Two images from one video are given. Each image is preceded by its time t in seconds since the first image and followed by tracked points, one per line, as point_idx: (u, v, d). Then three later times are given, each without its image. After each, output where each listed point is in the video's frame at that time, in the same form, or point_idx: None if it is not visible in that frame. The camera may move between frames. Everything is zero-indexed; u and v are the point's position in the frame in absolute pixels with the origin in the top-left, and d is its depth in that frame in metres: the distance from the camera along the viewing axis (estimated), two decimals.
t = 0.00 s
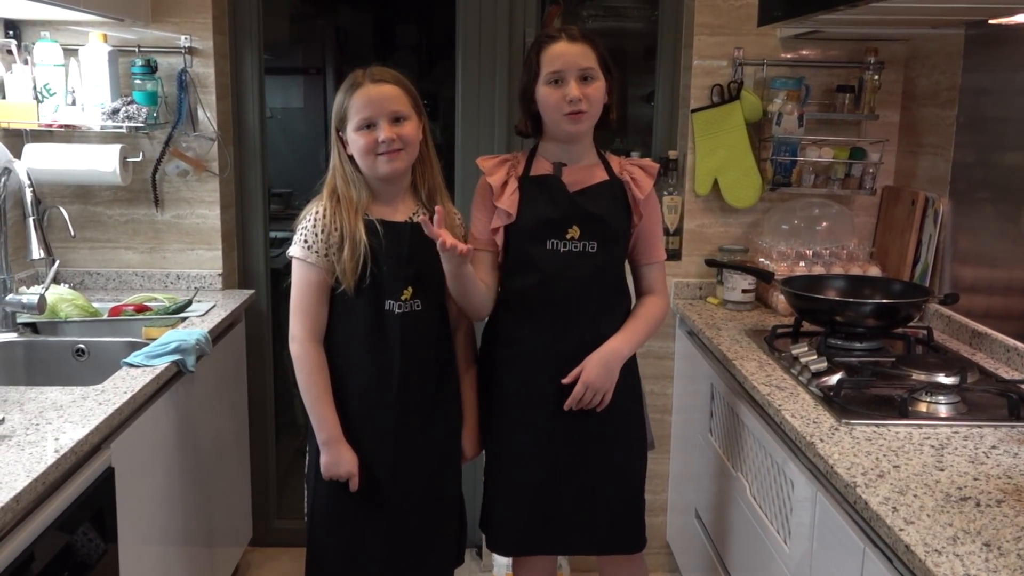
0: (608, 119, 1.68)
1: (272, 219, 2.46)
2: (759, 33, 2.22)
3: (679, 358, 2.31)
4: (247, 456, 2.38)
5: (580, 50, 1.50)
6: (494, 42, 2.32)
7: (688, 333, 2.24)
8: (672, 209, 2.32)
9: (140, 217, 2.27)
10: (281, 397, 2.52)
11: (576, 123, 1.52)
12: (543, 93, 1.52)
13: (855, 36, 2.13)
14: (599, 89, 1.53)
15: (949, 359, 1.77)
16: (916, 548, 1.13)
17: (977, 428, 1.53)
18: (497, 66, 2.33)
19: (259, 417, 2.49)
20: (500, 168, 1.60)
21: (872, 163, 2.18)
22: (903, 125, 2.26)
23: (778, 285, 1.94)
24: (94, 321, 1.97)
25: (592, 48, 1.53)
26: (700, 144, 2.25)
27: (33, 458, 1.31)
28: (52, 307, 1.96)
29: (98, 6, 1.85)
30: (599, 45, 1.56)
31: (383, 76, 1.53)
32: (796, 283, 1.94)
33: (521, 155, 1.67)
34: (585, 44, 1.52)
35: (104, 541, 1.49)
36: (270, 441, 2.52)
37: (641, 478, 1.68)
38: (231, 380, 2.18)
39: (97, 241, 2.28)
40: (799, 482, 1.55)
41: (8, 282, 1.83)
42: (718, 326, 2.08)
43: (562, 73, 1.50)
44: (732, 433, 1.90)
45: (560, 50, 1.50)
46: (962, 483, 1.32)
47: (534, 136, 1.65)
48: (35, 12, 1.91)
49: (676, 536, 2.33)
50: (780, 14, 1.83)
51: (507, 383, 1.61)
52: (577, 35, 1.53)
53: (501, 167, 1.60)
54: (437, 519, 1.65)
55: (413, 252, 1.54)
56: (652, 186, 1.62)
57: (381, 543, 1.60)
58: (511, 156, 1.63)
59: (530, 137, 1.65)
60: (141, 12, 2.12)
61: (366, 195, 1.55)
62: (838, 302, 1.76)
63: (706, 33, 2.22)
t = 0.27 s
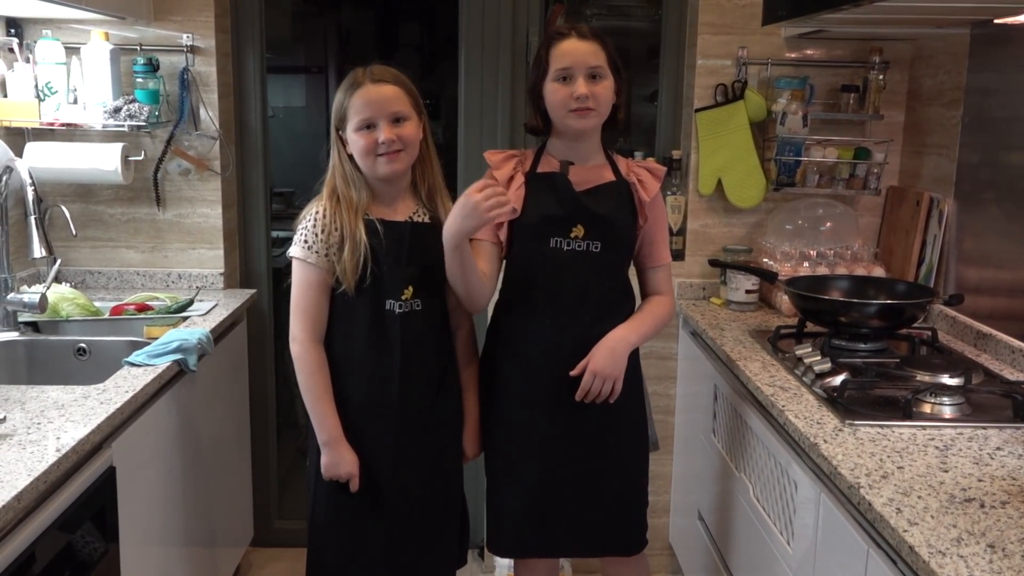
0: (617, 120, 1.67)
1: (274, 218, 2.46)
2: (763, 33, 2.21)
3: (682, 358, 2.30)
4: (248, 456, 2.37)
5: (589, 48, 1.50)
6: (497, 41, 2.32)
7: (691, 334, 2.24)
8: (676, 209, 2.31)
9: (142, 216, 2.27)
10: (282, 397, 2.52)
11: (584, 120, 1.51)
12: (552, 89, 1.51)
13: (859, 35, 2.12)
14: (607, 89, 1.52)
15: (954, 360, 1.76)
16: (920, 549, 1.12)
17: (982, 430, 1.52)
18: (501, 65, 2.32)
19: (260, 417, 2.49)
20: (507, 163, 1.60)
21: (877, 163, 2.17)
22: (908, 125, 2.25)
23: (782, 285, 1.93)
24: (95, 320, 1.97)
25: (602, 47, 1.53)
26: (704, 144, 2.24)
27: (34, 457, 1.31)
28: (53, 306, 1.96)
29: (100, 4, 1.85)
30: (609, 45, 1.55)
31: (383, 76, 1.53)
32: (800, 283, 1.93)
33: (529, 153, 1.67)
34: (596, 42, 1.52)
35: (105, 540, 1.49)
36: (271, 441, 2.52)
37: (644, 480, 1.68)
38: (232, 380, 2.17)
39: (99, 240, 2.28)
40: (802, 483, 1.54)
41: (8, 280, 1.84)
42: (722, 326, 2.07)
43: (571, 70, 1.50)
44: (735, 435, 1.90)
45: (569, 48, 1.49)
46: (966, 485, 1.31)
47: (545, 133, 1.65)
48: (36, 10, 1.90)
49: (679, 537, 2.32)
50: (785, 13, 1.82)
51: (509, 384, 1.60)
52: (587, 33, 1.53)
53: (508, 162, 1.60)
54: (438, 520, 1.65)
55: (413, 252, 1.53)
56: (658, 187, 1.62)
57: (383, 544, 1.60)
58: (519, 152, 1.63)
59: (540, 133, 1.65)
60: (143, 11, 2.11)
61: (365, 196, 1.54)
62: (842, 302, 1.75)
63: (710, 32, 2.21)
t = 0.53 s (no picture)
0: (618, 120, 1.66)
1: (275, 219, 2.45)
2: (768, 32, 2.20)
3: (686, 360, 2.29)
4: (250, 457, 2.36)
5: (591, 47, 1.49)
6: (500, 41, 2.31)
7: (695, 335, 2.23)
8: (679, 210, 2.29)
9: (143, 216, 2.26)
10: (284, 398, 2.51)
11: (584, 121, 1.50)
12: (552, 88, 1.51)
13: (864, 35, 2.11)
14: (607, 87, 1.51)
15: (959, 362, 1.75)
16: (924, 552, 1.12)
17: (987, 432, 1.51)
18: (503, 65, 2.32)
19: (262, 418, 2.48)
20: (507, 167, 1.60)
21: (881, 164, 2.16)
22: (913, 125, 2.23)
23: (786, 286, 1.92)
24: (97, 320, 1.96)
25: (603, 47, 1.52)
26: (708, 145, 2.23)
27: (35, 458, 1.30)
28: (55, 306, 1.95)
29: (101, 3, 1.84)
30: (611, 46, 1.55)
31: (383, 75, 1.52)
32: (804, 285, 1.92)
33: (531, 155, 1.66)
34: (597, 41, 1.51)
35: (106, 542, 1.48)
36: (273, 442, 2.51)
37: (647, 482, 1.67)
38: (234, 380, 2.17)
39: (100, 241, 2.27)
40: (806, 485, 1.53)
41: (10, 280, 1.85)
42: (725, 327, 2.06)
43: (572, 68, 1.49)
44: (739, 436, 1.88)
45: (571, 46, 1.49)
46: (971, 487, 1.31)
47: (546, 134, 1.64)
48: (38, 9, 1.89)
49: (682, 540, 2.31)
50: (789, 13, 1.81)
51: (512, 385, 1.60)
52: (589, 34, 1.52)
53: (509, 166, 1.60)
54: (440, 522, 1.64)
55: (414, 252, 1.52)
56: (661, 190, 1.61)
57: (384, 546, 1.59)
58: (521, 155, 1.63)
59: (540, 135, 1.64)
60: (145, 10, 2.10)
61: (366, 196, 1.53)
62: (846, 303, 1.74)
63: (713, 32, 2.20)
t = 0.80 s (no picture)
0: (621, 126, 1.65)
1: (275, 220, 2.44)
2: (769, 32, 2.20)
3: (688, 361, 2.28)
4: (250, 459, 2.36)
5: (601, 46, 1.49)
6: (501, 41, 2.30)
7: (697, 336, 2.22)
8: (680, 210, 2.29)
9: (143, 217, 2.26)
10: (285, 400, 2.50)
11: (584, 117, 1.49)
12: (558, 81, 1.50)
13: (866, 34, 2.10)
14: (614, 90, 1.50)
15: (962, 362, 1.74)
16: (927, 553, 1.11)
17: (990, 433, 1.51)
18: (504, 65, 2.31)
19: (262, 420, 2.47)
20: (506, 168, 1.59)
21: (884, 164, 2.15)
22: (916, 124, 2.23)
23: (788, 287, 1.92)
24: (96, 323, 1.95)
25: (614, 46, 1.51)
26: (709, 145, 2.23)
27: (35, 461, 1.30)
28: (54, 308, 1.95)
29: (100, 4, 1.84)
30: (621, 47, 1.54)
31: (382, 76, 1.51)
32: (806, 285, 1.91)
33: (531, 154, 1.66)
34: (608, 41, 1.51)
35: (106, 545, 1.47)
36: (273, 444, 2.50)
37: (650, 485, 1.66)
38: (234, 382, 2.16)
39: (99, 242, 2.27)
40: (809, 487, 1.52)
41: (9, 282, 1.83)
42: (727, 329, 2.05)
43: (581, 65, 1.48)
44: (741, 438, 1.88)
45: (583, 42, 1.48)
46: (974, 488, 1.30)
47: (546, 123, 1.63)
48: (37, 10, 1.89)
49: (684, 542, 2.30)
50: (791, 12, 1.80)
51: (513, 387, 1.59)
52: (602, 33, 1.52)
53: (507, 167, 1.60)
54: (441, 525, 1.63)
55: (414, 254, 1.52)
56: (661, 189, 1.60)
57: (385, 549, 1.58)
58: (520, 156, 1.63)
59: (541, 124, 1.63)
60: (144, 11, 2.10)
61: (365, 196, 1.52)
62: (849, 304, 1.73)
63: (715, 31, 2.20)
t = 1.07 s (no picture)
0: (622, 130, 1.65)
1: (275, 220, 2.43)
2: (772, 32, 2.19)
3: (689, 362, 2.28)
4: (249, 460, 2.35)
5: (596, 55, 1.47)
6: (502, 40, 2.29)
7: (698, 337, 2.21)
8: (681, 211, 2.28)
9: (142, 217, 2.25)
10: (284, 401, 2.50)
11: (582, 128, 1.48)
12: (555, 93, 1.49)
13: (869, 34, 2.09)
14: (610, 98, 1.49)
15: (965, 364, 1.73)
16: (929, 556, 1.10)
17: (993, 435, 1.50)
18: (505, 65, 2.30)
19: (262, 421, 2.47)
20: (506, 173, 1.58)
21: (886, 165, 2.14)
22: (918, 125, 2.22)
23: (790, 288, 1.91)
24: (95, 323, 1.94)
25: (610, 54, 1.50)
26: (711, 146, 2.21)
27: (33, 461, 1.29)
28: (52, 308, 1.94)
29: (99, 3, 1.83)
30: (618, 53, 1.52)
31: (382, 75, 1.50)
32: (808, 286, 1.90)
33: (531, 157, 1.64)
34: (605, 50, 1.49)
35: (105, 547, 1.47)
36: (273, 445, 2.50)
37: (651, 488, 1.65)
38: (233, 383, 2.15)
39: (98, 242, 2.26)
40: (811, 488, 1.51)
41: (8, 283, 1.82)
42: (729, 330, 2.05)
43: (576, 75, 1.47)
44: (743, 440, 1.87)
45: (576, 52, 1.47)
46: (976, 490, 1.29)
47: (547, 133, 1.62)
48: (36, 9, 1.88)
49: (686, 543, 2.30)
50: (793, 12, 1.79)
51: (515, 389, 1.58)
52: (597, 40, 1.50)
53: (508, 172, 1.59)
54: (442, 527, 1.63)
55: (413, 254, 1.51)
56: (662, 190, 1.59)
57: (384, 551, 1.58)
58: (520, 160, 1.61)
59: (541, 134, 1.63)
60: (144, 10, 2.09)
61: (363, 197, 1.52)
62: (851, 305, 1.72)
63: (717, 31, 2.19)
